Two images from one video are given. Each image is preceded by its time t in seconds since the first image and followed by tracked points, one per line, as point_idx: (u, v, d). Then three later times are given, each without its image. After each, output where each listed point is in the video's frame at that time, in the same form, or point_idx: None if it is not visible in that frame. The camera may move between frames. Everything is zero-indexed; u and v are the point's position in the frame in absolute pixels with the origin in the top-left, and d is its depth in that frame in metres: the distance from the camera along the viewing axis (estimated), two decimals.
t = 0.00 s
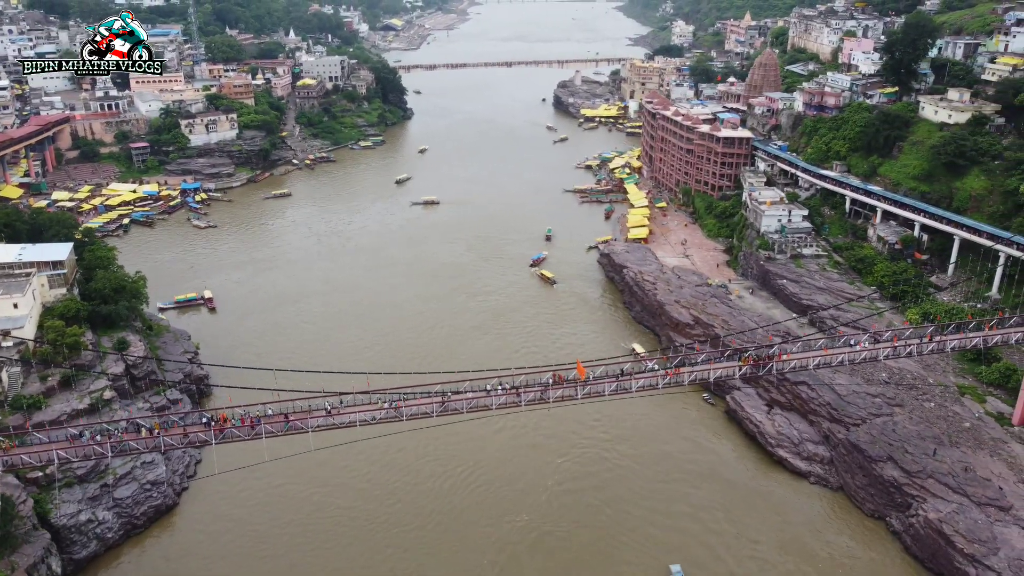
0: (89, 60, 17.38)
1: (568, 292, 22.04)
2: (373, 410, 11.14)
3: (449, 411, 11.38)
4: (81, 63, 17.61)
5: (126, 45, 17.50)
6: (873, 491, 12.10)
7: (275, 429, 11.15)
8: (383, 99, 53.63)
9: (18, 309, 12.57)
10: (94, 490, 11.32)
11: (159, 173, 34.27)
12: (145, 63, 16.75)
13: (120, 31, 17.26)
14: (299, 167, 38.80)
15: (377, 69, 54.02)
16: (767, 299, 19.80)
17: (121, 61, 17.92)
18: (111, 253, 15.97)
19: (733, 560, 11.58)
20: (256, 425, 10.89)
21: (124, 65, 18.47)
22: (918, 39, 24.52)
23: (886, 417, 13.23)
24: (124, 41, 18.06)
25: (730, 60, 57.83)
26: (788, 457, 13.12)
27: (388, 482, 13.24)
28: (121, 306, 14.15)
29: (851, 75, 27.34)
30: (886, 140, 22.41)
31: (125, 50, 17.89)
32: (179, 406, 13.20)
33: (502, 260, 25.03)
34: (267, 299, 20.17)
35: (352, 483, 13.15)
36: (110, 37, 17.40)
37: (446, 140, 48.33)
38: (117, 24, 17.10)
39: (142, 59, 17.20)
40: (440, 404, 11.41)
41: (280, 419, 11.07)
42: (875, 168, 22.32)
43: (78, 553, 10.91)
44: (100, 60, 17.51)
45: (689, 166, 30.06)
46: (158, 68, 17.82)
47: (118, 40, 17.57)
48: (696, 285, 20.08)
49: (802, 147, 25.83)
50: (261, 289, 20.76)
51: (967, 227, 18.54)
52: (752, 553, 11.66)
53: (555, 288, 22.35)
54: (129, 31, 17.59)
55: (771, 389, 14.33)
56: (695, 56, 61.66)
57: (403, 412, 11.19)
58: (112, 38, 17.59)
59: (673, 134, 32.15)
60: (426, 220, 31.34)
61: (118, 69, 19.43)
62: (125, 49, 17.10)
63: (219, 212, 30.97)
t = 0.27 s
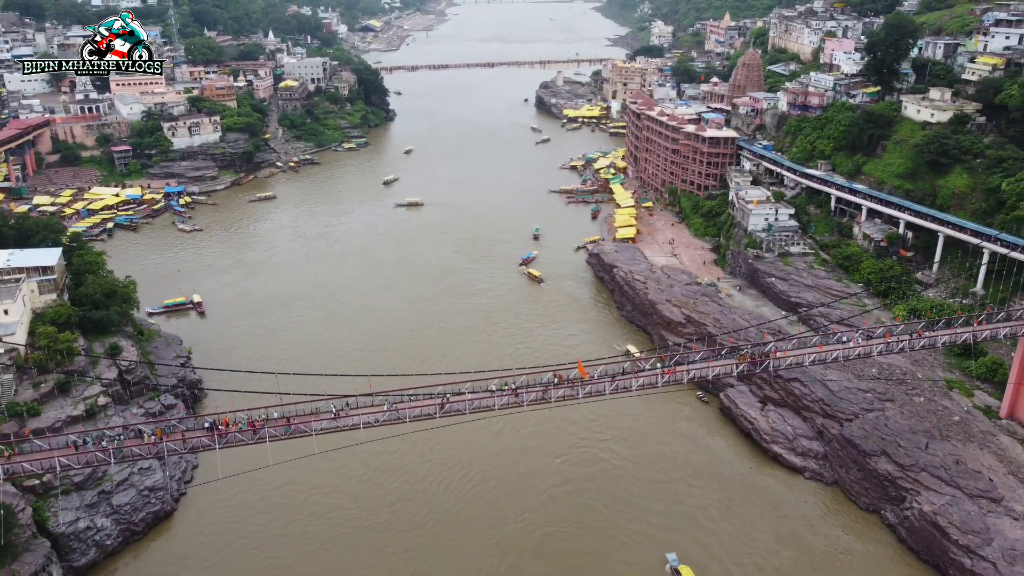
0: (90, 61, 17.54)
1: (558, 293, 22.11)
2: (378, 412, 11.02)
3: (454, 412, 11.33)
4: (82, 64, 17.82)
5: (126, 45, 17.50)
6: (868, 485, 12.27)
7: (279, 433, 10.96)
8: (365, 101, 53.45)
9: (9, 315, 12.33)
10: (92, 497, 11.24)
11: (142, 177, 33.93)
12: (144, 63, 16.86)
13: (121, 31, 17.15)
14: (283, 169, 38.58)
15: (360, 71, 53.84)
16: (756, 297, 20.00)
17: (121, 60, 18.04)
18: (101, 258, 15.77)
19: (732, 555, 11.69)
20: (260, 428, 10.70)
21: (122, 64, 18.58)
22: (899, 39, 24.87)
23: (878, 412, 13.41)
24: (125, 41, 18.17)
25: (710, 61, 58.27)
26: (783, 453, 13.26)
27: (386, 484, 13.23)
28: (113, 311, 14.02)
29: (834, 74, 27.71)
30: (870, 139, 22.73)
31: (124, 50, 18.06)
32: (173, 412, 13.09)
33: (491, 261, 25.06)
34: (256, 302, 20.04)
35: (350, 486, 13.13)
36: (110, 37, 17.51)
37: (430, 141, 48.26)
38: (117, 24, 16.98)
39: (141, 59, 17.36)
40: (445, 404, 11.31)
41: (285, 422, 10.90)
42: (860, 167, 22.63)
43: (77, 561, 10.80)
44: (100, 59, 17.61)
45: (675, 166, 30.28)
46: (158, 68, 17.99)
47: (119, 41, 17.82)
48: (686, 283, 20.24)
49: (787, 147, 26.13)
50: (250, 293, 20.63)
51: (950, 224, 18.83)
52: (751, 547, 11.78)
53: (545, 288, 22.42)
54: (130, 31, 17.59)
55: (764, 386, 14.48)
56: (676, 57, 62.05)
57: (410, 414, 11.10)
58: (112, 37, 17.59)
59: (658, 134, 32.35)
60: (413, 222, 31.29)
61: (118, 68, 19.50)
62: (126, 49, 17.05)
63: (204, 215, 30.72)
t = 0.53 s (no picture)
0: (89, 60, 17.10)
1: (549, 293, 22.19)
2: (383, 414, 10.97)
3: (455, 413, 11.28)
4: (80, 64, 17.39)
5: (126, 45, 17.32)
6: (862, 480, 12.45)
7: (283, 437, 10.86)
8: (348, 103, 53.27)
9: None
10: (90, 504, 11.14)
11: (125, 181, 33.58)
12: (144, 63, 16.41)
13: (120, 31, 17.11)
14: (267, 172, 38.36)
15: (342, 73, 53.62)
16: (745, 296, 20.19)
17: (121, 60, 17.68)
18: (89, 263, 15.57)
19: (730, 551, 11.81)
20: (264, 432, 10.60)
21: (122, 64, 18.12)
22: (882, 40, 25.16)
23: (870, 408, 13.59)
24: (123, 41, 17.81)
25: (692, 62, 58.68)
26: (778, 450, 13.41)
27: (384, 487, 13.21)
28: (105, 316, 13.89)
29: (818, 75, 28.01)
30: (854, 138, 23.05)
31: (123, 49, 17.62)
32: (167, 418, 12.98)
33: (480, 262, 25.07)
34: (246, 306, 19.91)
35: (348, 488, 13.11)
36: (110, 37, 17.17)
37: (414, 143, 48.17)
38: (117, 24, 16.94)
39: (141, 58, 16.99)
40: (448, 405, 11.24)
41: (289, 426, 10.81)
42: (845, 166, 22.92)
43: (76, 570, 10.73)
44: (100, 60, 17.25)
45: (661, 166, 30.49)
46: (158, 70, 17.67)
47: (117, 40, 17.42)
48: (676, 283, 20.39)
49: (772, 147, 26.43)
50: (239, 297, 20.49)
51: (935, 222, 19.14)
52: (749, 543, 11.91)
53: (536, 289, 22.48)
54: (128, 31, 17.44)
55: (758, 384, 14.63)
56: (657, 57, 62.43)
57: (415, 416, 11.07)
58: (112, 38, 17.40)
59: (643, 135, 32.54)
60: (400, 224, 31.23)
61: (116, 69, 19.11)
62: (126, 50, 16.88)
63: (189, 219, 30.47)
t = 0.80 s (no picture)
0: (89, 60, 16.90)
1: (539, 293, 22.26)
2: (387, 416, 10.92)
3: (457, 414, 11.28)
4: (79, 63, 17.18)
5: (126, 45, 17.25)
6: (857, 474, 12.63)
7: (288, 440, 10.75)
8: (330, 104, 53.05)
9: None
10: (88, 511, 11.07)
11: (107, 184, 33.24)
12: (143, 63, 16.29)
13: (120, 31, 17.13)
14: (251, 174, 38.15)
15: (325, 74, 53.36)
16: (734, 294, 20.38)
17: (121, 60, 17.57)
18: (79, 268, 15.41)
19: (728, 545, 11.94)
20: (268, 436, 10.49)
21: (122, 64, 17.96)
22: (865, 40, 25.46)
23: (862, 403, 13.77)
24: (123, 40, 17.68)
25: (673, 61, 59.07)
26: (773, 446, 13.57)
27: (383, 488, 13.22)
28: (97, 321, 13.76)
29: (801, 74, 28.45)
30: (839, 137, 23.35)
31: (123, 49, 17.54)
32: (162, 422, 12.87)
33: (470, 263, 25.08)
34: (236, 309, 19.79)
35: (347, 490, 13.10)
36: (110, 37, 17.08)
37: (398, 144, 48.06)
38: (117, 24, 16.95)
39: (141, 58, 16.93)
40: (451, 406, 11.21)
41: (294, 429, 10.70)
42: (830, 165, 23.20)
43: None
44: (100, 60, 17.04)
45: (647, 166, 30.69)
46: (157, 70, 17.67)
47: (117, 40, 17.35)
48: (666, 282, 20.53)
49: (758, 146, 26.70)
50: (229, 300, 20.37)
51: (920, 219, 19.42)
52: (746, 537, 12.05)
53: (526, 289, 22.54)
54: (128, 31, 17.38)
55: (751, 380, 14.78)
56: (638, 58, 62.77)
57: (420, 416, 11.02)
58: (111, 39, 17.33)
59: (629, 135, 32.70)
60: (388, 225, 31.15)
61: (116, 69, 18.92)
62: (126, 49, 16.81)
63: (174, 222, 30.22)
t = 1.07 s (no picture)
0: (89, 60, 16.65)
1: (529, 294, 22.33)
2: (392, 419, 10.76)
3: (460, 416, 11.18)
4: (78, 62, 16.91)
5: (126, 45, 16.99)
6: (851, 469, 12.82)
7: (294, 445, 10.56)
8: (311, 107, 52.79)
9: None
10: (87, 519, 10.97)
11: (88, 189, 32.84)
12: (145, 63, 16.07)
13: (119, 31, 16.86)
14: (233, 178, 37.88)
15: (305, 77, 53.03)
16: (723, 293, 20.57)
17: (120, 60, 17.33)
18: (67, 274, 15.24)
19: (725, 540, 12.09)
20: (273, 441, 10.30)
21: (121, 64, 17.72)
22: (847, 41, 25.79)
23: (853, 399, 13.95)
24: (123, 40, 17.41)
25: (653, 62, 59.48)
26: (767, 442, 13.73)
27: (381, 490, 13.21)
28: (88, 327, 13.62)
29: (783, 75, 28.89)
30: (823, 137, 23.67)
31: (123, 49, 17.26)
32: (157, 429, 12.74)
33: (458, 264, 25.09)
34: (224, 314, 19.63)
35: (345, 494, 13.07)
36: (109, 37, 16.84)
37: (381, 147, 47.91)
38: (117, 24, 16.69)
39: (142, 59, 16.73)
40: (453, 408, 11.11)
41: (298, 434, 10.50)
42: (815, 165, 23.50)
43: None
44: (99, 60, 16.81)
45: (632, 167, 30.88)
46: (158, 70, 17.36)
47: (117, 40, 17.10)
48: (656, 282, 20.66)
49: (742, 147, 26.99)
50: (218, 305, 20.20)
51: (903, 217, 19.72)
52: (743, 532, 12.20)
53: (515, 290, 22.59)
54: (128, 31, 17.15)
55: (744, 378, 14.94)
56: (619, 59, 63.12)
57: (425, 417, 10.93)
58: (111, 38, 17.08)
59: (614, 136, 32.87)
60: (374, 228, 31.05)
61: (115, 69, 18.62)
62: (127, 49, 16.51)
63: (157, 227, 29.93)
